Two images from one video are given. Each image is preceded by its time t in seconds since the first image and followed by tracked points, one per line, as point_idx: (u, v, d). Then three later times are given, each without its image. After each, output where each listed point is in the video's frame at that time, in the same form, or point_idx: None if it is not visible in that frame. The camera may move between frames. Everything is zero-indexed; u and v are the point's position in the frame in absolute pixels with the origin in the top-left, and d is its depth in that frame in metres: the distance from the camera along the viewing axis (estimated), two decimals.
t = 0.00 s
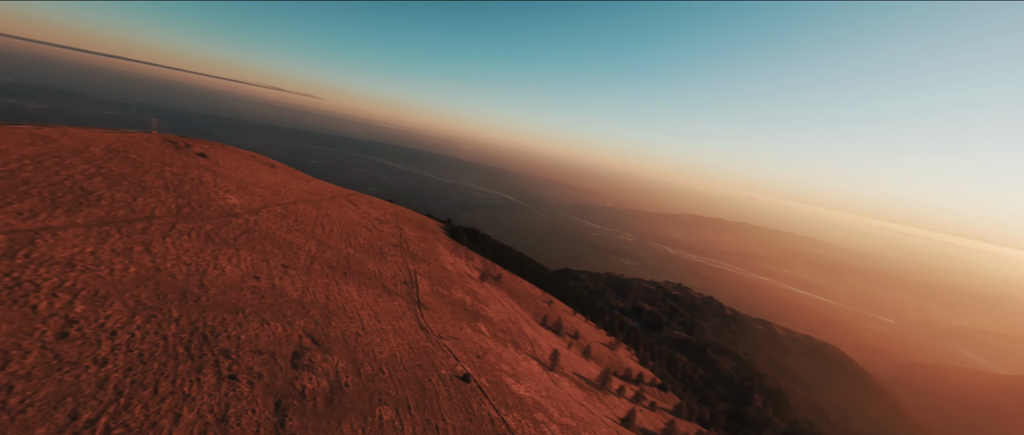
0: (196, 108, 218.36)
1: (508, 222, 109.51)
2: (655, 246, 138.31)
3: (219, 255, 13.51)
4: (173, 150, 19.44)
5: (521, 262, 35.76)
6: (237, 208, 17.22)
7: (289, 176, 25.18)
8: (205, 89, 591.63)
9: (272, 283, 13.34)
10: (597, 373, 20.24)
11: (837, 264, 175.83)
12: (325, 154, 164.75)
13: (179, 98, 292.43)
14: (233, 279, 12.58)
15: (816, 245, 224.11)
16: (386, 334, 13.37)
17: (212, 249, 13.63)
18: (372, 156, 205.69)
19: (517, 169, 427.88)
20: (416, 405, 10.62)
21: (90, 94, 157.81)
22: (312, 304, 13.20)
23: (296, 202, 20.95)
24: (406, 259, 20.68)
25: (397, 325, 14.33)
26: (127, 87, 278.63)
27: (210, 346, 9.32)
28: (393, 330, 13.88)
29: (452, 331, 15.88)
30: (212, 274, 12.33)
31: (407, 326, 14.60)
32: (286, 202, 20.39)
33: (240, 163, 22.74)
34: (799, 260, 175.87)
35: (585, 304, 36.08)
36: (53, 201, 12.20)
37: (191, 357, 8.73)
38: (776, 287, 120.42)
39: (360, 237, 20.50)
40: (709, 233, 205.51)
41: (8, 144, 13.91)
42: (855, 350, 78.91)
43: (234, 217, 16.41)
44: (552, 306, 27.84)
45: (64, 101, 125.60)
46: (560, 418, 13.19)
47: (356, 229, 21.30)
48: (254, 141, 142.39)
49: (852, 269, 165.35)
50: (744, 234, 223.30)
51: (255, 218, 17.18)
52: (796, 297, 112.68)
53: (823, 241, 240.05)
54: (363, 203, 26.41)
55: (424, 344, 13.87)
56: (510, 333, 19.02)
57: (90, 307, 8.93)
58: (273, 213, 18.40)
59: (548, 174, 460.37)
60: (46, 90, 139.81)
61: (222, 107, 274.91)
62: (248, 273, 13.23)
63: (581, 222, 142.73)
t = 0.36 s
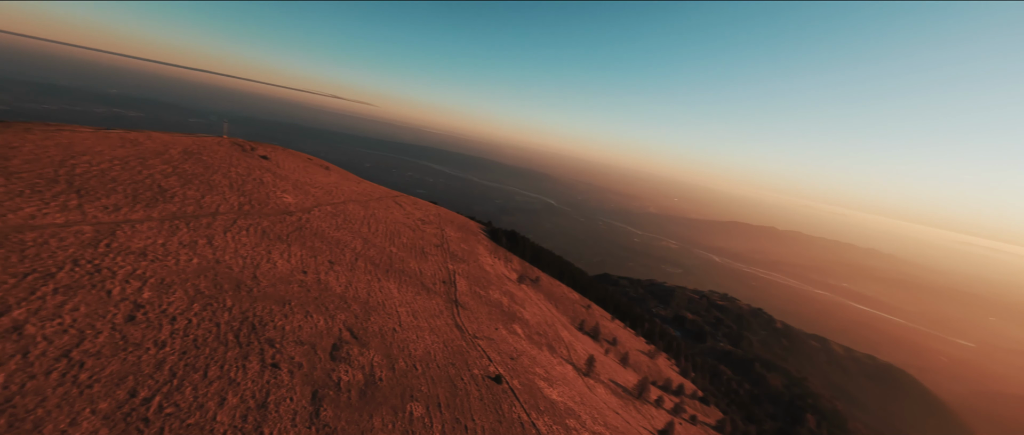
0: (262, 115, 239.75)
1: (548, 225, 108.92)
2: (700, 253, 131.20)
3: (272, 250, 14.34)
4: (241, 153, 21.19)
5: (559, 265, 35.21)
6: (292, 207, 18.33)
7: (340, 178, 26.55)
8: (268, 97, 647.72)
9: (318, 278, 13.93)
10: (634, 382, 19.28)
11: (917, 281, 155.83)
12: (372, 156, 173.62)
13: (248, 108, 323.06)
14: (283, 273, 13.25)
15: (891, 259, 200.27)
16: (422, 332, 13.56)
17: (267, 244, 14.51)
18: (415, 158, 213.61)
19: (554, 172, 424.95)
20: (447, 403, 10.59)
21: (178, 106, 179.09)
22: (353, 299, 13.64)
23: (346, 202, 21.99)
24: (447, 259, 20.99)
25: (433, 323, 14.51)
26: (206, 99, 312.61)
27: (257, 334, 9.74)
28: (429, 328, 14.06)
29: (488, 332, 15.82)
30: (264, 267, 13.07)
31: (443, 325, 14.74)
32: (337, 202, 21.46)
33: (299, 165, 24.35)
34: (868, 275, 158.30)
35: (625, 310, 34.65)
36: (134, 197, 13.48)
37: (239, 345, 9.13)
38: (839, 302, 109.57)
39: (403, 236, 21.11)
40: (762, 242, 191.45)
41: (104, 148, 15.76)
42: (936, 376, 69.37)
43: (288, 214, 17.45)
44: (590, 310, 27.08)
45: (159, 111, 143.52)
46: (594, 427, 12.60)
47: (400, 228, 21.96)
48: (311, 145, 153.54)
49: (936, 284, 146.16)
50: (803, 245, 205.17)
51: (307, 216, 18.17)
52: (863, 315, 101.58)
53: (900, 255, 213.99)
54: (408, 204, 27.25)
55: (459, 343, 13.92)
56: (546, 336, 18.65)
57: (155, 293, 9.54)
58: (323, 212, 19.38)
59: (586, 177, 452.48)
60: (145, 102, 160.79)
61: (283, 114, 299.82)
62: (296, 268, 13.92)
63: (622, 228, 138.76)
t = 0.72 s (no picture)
0: (317, 121, 257.70)
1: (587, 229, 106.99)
2: (749, 263, 122.70)
3: (319, 247, 15.07)
4: (297, 156, 22.70)
5: (596, 268, 34.26)
6: (340, 206, 19.27)
7: (387, 180, 27.60)
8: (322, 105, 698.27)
9: (360, 275, 14.46)
10: (673, 393, 18.20)
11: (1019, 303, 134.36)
12: (415, 159, 180.25)
13: (304, 115, 348.46)
14: (328, 268, 13.87)
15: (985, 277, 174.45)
16: (455, 330, 13.66)
17: (314, 240, 15.28)
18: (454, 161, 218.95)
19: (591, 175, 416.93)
20: (476, 403, 10.51)
21: (247, 114, 197.39)
22: (391, 296, 14.01)
23: (390, 203, 22.81)
24: (484, 260, 21.08)
25: (467, 323, 14.57)
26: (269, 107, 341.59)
27: (299, 326, 10.21)
28: (463, 327, 14.14)
29: (521, 334, 15.65)
30: (311, 263, 13.74)
31: (477, 325, 14.77)
32: (382, 202, 22.31)
33: (349, 167, 25.70)
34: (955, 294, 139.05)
35: (665, 317, 32.81)
36: (201, 195, 14.72)
37: (282, 335, 9.58)
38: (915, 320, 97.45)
39: (443, 237, 21.51)
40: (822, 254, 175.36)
41: (181, 151, 17.46)
42: None
43: (336, 214, 18.35)
44: (627, 315, 26.04)
45: (232, 119, 159.03)
46: None
47: (440, 229, 22.41)
48: (359, 148, 162.50)
49: None
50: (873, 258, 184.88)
51: (353, 215, 19.02)
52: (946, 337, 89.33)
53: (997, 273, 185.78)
54: (449, 206, 27.80)
55: (491, 344, 13.87)
56: (581, 341, 18.13)
57: (211, 283, 10.27)
58: (368, 212, 20.18)
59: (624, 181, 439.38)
60: (220, 111, 178.87)
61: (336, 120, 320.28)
62: (340, 264, 14.53)
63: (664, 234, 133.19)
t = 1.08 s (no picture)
0: (364, 126, 271.95)
1: (627, 234, 103.69)
2: (804, 274, 112.90)
3: (360, 245, 15.70)
4: (346, 160, 23.97)
5: (634, 273, 32.93)
6: (382, 207, 20.01)
7: (428, 183, 28.30)
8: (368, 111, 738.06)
9: (397, 273, 14.87)
10: (714, 407, 17.00)
11: None
12: (453, 162, 184.53)
13: (352, 121, 369.38)
14: (367, 266, 14.41)
15: None
16: (487, 331, 13.66)
17: (356, 239, 15.94)
18: (491, 164, 221.69)
19: (630, 178, 404.80)
20: (504, 405, 10.39)
21: (303, 120, 212.75)
22: (426, 295, 14.28)
23: (430, 205, 23.36)
24: (519, 263, 21.00)
25: (499, 324, 14.53)
26: (322, 114, 365.92)
27: (336, 320, 10.66)
28: (495, 328, 14.12)
29: (554, 337, 15.36)
30: (351, 260, 14.30)
31: (509, 326, 14.70)
32: (422, 204, 22.92)
33: (393, 170, 26.71)
34: None
35: (706, 327, 30.78)
36: (257, 195, 15.88)
37: (320, 328, 10.04)
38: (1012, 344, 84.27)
39: (479, 239, 21.69)
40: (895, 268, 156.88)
41: (242, 155, 18.94)
42: None
43: (378, 214, 19.05)
44: (666, 323, 24.80)
45: (290, 126, 171.94)
46: None
47: (476, 231, 22.59)
48: (402, 152, 169.14)
49: None
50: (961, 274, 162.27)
51: (394, 216, 19.67)
52: None
53: None
54: (486, 208, 28.02)
55: (522, 346, 13.73)
56: (615, 347, 17.48)
57: (260, 277, 11.02)
58: (408, 214, 20.76)
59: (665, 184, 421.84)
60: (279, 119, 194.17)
61: (381, 124, 336.20)
62: (379, 262, 15.04)
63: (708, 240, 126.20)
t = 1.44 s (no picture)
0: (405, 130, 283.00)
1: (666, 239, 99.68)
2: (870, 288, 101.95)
3: (397, 244, 16.18)
4: (388, 163, 24.96)
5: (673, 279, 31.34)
6: (420, 209, 20.54)
7: (465, 186, 28.69)
8: (408, 116, 768.48)
9: (431, 273, 15.14)
10: (759, 426, 15.68)
11: None
12: (489, 165, 186.85)
13: (394, 126, 385.19)
14: (403, 265, 14.80)
15: None
16: (517, 333, 13.55)
17: (394, 239, 16.47)
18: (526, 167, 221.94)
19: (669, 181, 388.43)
20: (531, 409, 10.20)
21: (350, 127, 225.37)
22: (458, 295, 14.43)
23: (466, 207, 23.69)
24: (552, 266, 20.70)
25: (530, 327, 14.36)
26: (367, 120, 385.68)
27: (370, 317, 11.01)
28: (525, 331, 13.96)
29: (586, 342, 14.93)
30: (387, 259, 14.77)
31: (539, 329, 14.48)
32: (458, 206, 23.30)
33: (431, 173, 27.43)
34: None
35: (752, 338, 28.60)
36: (305, 195, 16.90)
37: (354, 324, 10.39)
38: None
39: (513, 241, 21.65)
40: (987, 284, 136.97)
41: (295, 158, 20.28)
42: None
43: (415, 215, 19.58)
44: (707, 332, 23.33)
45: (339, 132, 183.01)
46: None
47: (511, 233, 22.58)
48: (441, 155, 173.97)
49: None
50: None
51: (431, 217, 20.11)
52: None
53: None
54: (522, 211, 27.97)
55: (552, 349, 13.46)
56: (651, 355, 16.67)
57: (302, 272, 11.65)
58: (445, 215, 21.14)
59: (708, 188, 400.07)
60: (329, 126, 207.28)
61: (420, 128, 347.09)
62: (413, 261, 15.41)
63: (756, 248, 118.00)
